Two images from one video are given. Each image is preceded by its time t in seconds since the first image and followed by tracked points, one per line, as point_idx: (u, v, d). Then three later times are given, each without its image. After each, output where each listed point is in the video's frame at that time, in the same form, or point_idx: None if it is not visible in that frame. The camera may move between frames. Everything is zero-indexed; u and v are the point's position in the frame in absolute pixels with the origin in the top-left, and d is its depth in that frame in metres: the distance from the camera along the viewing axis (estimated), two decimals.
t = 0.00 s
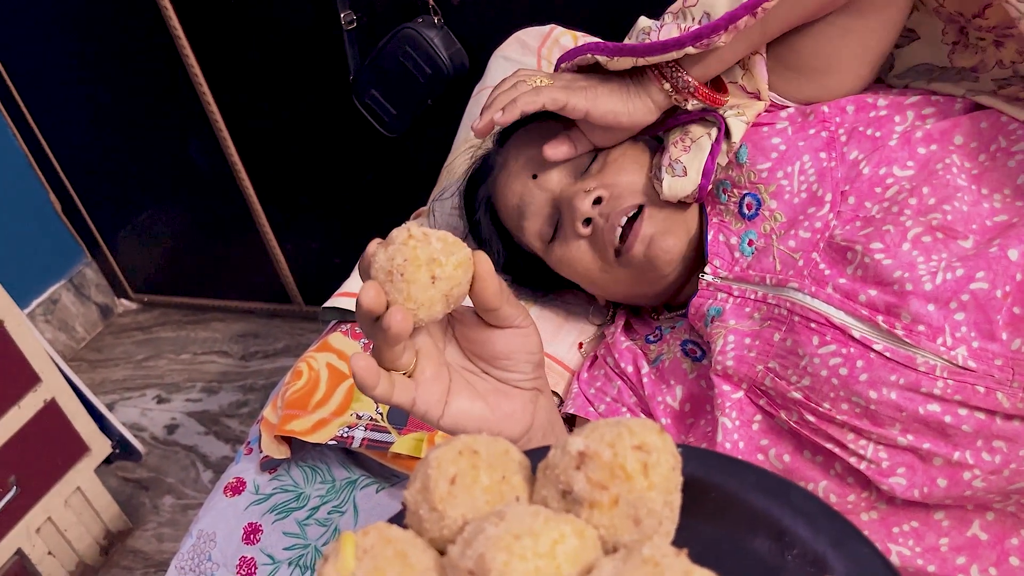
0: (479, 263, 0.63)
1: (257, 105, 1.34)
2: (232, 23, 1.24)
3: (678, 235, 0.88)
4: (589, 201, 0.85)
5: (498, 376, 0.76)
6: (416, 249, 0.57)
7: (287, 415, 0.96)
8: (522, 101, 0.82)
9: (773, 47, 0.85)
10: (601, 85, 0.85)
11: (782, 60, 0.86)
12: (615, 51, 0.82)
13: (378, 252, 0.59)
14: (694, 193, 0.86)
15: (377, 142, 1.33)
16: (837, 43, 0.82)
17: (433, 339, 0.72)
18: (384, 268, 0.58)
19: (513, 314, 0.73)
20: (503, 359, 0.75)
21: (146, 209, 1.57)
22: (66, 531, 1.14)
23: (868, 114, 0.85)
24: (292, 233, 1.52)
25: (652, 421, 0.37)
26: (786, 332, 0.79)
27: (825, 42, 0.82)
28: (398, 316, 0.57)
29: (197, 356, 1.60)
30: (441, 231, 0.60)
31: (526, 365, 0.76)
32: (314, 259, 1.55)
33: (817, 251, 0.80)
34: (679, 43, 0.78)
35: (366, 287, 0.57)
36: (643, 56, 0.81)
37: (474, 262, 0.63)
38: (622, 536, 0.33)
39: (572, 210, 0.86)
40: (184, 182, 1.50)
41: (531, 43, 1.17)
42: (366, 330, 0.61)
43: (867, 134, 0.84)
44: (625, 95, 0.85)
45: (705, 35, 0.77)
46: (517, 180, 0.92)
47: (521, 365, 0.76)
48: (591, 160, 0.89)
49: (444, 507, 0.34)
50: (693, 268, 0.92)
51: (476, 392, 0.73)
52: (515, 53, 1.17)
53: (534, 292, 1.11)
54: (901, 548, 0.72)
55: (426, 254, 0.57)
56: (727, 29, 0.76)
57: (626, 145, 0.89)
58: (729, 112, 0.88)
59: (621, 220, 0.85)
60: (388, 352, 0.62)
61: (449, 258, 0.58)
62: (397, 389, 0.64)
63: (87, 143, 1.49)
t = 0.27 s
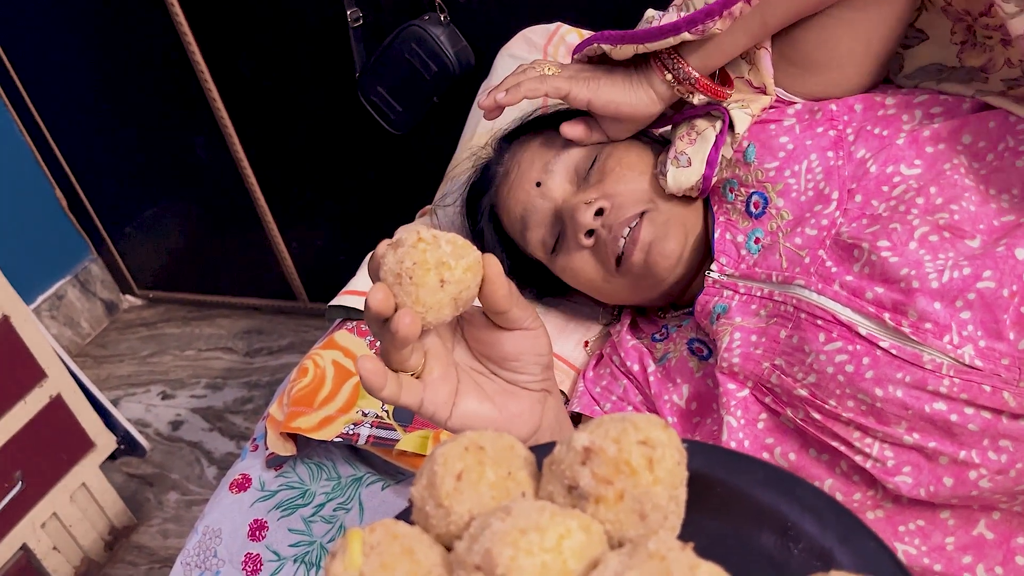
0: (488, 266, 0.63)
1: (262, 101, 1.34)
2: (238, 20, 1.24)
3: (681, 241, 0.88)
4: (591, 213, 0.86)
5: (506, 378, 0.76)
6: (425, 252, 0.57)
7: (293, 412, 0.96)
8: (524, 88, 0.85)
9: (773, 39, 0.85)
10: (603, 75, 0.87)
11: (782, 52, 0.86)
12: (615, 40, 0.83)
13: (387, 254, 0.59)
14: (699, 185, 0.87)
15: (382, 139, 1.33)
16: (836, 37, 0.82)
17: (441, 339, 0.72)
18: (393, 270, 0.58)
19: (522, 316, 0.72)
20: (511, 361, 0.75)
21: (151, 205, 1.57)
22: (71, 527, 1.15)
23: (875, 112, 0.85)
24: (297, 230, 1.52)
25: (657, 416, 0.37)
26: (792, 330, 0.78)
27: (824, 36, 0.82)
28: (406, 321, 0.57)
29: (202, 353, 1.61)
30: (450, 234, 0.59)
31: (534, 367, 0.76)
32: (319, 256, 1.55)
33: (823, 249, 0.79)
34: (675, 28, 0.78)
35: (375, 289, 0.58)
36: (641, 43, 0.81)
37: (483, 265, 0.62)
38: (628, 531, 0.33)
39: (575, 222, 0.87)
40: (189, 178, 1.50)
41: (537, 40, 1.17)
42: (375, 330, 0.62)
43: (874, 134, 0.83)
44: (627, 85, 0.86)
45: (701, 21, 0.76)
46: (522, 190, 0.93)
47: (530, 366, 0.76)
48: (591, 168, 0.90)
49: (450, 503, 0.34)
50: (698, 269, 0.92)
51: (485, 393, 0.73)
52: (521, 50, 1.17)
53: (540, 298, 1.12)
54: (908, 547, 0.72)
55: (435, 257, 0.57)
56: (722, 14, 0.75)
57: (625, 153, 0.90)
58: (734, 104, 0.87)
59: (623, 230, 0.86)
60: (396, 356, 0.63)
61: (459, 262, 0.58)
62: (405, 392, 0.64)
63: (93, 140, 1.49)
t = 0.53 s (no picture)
0: (494, 267, 0.63)
1: (267, 98, 1.34)
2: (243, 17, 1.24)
3: (689, 240, 0.88)
4: (600, 213, 0.85)
5: (513, 377, 0.76)
6: (432, 253, 0.57)
7: (298, 409, 0.96)
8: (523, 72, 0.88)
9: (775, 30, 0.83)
10: (604, 65, 0.87)
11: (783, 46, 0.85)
12: (614, 33, 0.84)
13: (394, 254, 0.59)
14: (705, 182, 0.87)
15: (387, 137, 1.33)
16: (839, 34, 0.80)
17: (448, 340, 0.73)
18: (399, 271, 0.57)
19: (530, 316, 0.72)
20: (518, 361, 0.75)
21: (156, 202, 1.57)
22: (76, 522, 1.15)
23: (883, 111, 0.83)
24: (302, 227, 1.52)
25: (664, 418, 0.36)
26: (797, 326, 0.78)
27: (827, 32, 0.81)
28: (412, 323, 0.57)
29: (206, 350, 1.61)
30: (458, 235, 0.59)
31: (542, 367, 0.76)
32: (323, 253, 1.55)
33: (829, 245, 0.79)
34: (671, 16, 0.78)
35: (381, 290, 0.58)
36: (639, 34, 0.81)
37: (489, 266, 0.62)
38: (633, 533, 0.33)
39: (583, 222, 0.86)
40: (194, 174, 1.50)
41: (543, 39, 1.16)
42: (381, 329, 0.61)
43: (881, 132, 0.83)
44: (627, 76, 0.86)
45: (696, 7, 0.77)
46: (528, 190, 0.92)
47: (537, 366, 0.75)
48: (598, 167, 0.89)
49: (456, 505, 0.34)
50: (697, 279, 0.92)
51: (490, 394, 0.73)
52: (527, 49, 1.17)
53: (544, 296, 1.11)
54: (913, 544, 0.71)
55: (441, 258, 0.57)
56: None
57: (630, 151, 0.90)
58: (740, 100, 0.88)
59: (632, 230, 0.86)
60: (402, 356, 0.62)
61: (465, 263, 0.58)
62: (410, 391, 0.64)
63: (99, 136, 1.50)
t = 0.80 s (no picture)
0: (511, 266, 0.63)
1: (271, 96, 1.34)
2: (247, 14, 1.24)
3: (694, 231, 0.88)
4: (606, 198, 0.85)
5: (524, 377, 0.76)
6: (448, 251, 0.57)
7: (302, 406, 0.96)
8: (512, 69, 0.87)
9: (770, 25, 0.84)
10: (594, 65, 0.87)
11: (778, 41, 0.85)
12: (606, 31, 0.86)
13: (410, 251, 0.59)
14: (705, 181, 0.86)
15: (391, 135, 1.33)
16: (834, 35, 0.81)
17: (460, 339, 0.72)
18: (416, 269, 0.57)
19: (543, 315, 0.72)
20: (530, 360, 0.75)
21: (160, 199, 1.58)
22: (79, 518, 1.15)
23: (887, 110, 0.84)
24: (305, 224, 1.52)
25: (664, 419, 0.36)
26: (801, 328, 0.78)
27: (822, 31, 0.81)
28: (427, 321, 0.56)
29: (210, 347, 1.61)
30: (475, 233, 0.59)
31: (553, 367, 0.76)
32: (327, 251, 1.54)
33: (833, 247, 0.79)
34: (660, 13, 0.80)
35: (397, 287, 0.57)
36: (629, 31, 0.83)
37: (506, 265, 0.62)
38: (634, 535, 0.32)
39: (589, 207, 0.86)
40: (198, 171, 1.50)
41: (548, 37, 1.16)
42: (395, 327, 0.61)
43: (885, 133, 0.83)
44: (615, 75, 0.86)
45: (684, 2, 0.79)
46: (534, 179, 0.92)
47: (548, 366, 0.76)
48: (605, 155, 0.90)
49: (456, 506, 0.34)
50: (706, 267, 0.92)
51: (501, 393, 0.72)
52: (531, 47, 1.16)
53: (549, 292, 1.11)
54: (917, 546, 0.71)
55: (458, 256, 0.57)
56: None
57: (638, 142, 0.90)
58: (740, 101, 0.87)
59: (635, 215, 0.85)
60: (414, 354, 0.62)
61: (482, 261, 0.58)
62: (421, 390, 0.63)
63: (104, 133, 1.50)
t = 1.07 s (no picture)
0: (527, 262, 0.63)
1: (274, 94, 1.33)
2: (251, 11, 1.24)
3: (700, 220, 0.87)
4: (615, 185, 0.84)
5: (535, 373, 0.75)
6: (466, 246, 0.57)
7: (306, 404, 0.96)
8: (499, 73, 0.89)
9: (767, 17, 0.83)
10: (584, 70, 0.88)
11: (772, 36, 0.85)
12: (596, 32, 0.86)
13: (427, 245, 0.59)
14: (706, 176, 0.86)
15: (395, 134, 1.33)
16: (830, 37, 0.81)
17: (473, 335, 0.71)
18: (432, 263, 0.57)
19: (556, 312, 0.72)
20: (542, 357, 0.74)
21: (164, 197, 1.58)
22: (82, 515, 1.16)
23: (892, 111, 0.83)
24: (308, 222, 1.52)
25: (671, 425, 0.36)
26: (804, 330, 0.78)
27: (819, 32, 0.81)
28: (445, 314, 0.56)
29: (213, 344, 1.61)
30: (491, 228, 0.59)
31: (565, 364, 0.75)
32: (330, 249, 1.54)
33: (837, 249, 0.78)
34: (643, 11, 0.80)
35: (414, 280, 0.57)
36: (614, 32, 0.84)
37: (522, 260, 0.62)
38: (640, 541, 0.32)
39: (597, 194, 0.85)
40: (202, 169, 1.50)
41: (553, 36, 1.15)
42: (410, 323, 0.61)
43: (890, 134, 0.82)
44: (604, 82, 0.86)
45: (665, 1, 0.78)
46: (542, 167, 0.92)
47: (561, 362, 0.75)
48: (613, 147, 0.90)
49: (461, 511, 0.34)
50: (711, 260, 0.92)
51: (513, 389, 0.72)
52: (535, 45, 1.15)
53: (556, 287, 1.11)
54: (920, 548, 0.70)
55: (475, 251, 0.57)
56: None
57: (646, 134, 0.90)
58: (738, 97, 0.87)
59: (644, 205, 0.85)
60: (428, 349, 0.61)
61: (499, 256, 0.58)
62: (434, 385, 0.63)
63: (108, 129, 1.50)
